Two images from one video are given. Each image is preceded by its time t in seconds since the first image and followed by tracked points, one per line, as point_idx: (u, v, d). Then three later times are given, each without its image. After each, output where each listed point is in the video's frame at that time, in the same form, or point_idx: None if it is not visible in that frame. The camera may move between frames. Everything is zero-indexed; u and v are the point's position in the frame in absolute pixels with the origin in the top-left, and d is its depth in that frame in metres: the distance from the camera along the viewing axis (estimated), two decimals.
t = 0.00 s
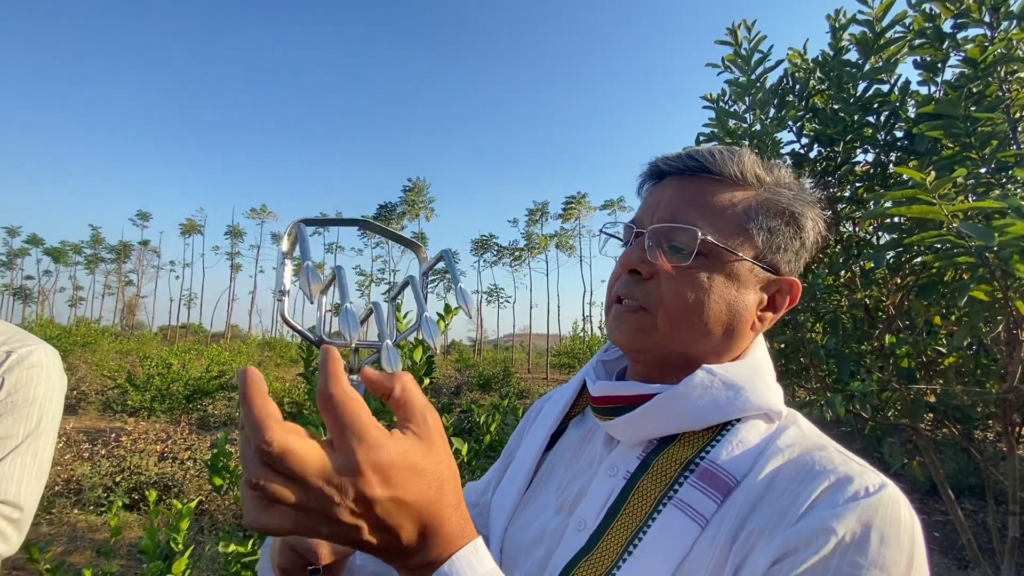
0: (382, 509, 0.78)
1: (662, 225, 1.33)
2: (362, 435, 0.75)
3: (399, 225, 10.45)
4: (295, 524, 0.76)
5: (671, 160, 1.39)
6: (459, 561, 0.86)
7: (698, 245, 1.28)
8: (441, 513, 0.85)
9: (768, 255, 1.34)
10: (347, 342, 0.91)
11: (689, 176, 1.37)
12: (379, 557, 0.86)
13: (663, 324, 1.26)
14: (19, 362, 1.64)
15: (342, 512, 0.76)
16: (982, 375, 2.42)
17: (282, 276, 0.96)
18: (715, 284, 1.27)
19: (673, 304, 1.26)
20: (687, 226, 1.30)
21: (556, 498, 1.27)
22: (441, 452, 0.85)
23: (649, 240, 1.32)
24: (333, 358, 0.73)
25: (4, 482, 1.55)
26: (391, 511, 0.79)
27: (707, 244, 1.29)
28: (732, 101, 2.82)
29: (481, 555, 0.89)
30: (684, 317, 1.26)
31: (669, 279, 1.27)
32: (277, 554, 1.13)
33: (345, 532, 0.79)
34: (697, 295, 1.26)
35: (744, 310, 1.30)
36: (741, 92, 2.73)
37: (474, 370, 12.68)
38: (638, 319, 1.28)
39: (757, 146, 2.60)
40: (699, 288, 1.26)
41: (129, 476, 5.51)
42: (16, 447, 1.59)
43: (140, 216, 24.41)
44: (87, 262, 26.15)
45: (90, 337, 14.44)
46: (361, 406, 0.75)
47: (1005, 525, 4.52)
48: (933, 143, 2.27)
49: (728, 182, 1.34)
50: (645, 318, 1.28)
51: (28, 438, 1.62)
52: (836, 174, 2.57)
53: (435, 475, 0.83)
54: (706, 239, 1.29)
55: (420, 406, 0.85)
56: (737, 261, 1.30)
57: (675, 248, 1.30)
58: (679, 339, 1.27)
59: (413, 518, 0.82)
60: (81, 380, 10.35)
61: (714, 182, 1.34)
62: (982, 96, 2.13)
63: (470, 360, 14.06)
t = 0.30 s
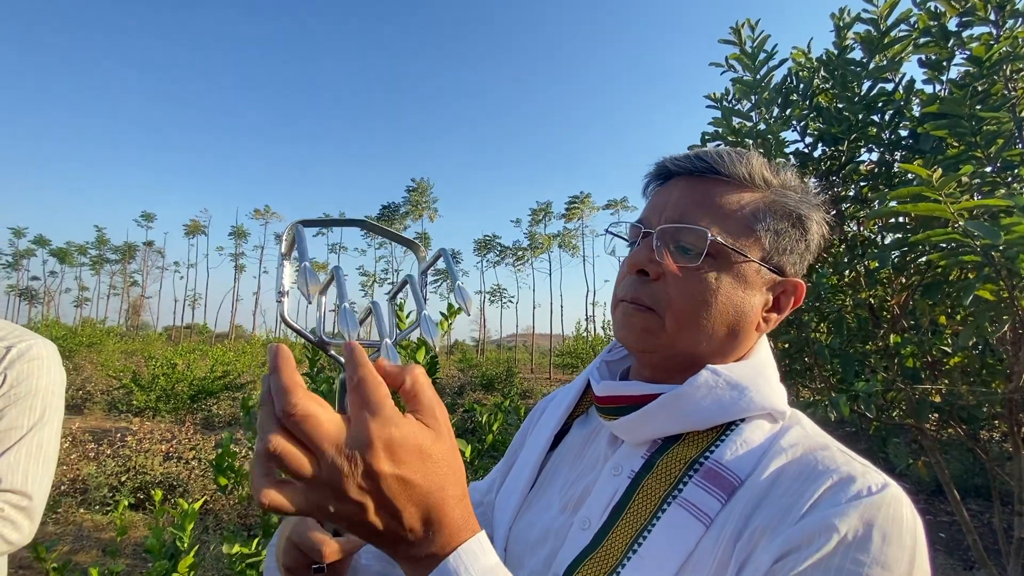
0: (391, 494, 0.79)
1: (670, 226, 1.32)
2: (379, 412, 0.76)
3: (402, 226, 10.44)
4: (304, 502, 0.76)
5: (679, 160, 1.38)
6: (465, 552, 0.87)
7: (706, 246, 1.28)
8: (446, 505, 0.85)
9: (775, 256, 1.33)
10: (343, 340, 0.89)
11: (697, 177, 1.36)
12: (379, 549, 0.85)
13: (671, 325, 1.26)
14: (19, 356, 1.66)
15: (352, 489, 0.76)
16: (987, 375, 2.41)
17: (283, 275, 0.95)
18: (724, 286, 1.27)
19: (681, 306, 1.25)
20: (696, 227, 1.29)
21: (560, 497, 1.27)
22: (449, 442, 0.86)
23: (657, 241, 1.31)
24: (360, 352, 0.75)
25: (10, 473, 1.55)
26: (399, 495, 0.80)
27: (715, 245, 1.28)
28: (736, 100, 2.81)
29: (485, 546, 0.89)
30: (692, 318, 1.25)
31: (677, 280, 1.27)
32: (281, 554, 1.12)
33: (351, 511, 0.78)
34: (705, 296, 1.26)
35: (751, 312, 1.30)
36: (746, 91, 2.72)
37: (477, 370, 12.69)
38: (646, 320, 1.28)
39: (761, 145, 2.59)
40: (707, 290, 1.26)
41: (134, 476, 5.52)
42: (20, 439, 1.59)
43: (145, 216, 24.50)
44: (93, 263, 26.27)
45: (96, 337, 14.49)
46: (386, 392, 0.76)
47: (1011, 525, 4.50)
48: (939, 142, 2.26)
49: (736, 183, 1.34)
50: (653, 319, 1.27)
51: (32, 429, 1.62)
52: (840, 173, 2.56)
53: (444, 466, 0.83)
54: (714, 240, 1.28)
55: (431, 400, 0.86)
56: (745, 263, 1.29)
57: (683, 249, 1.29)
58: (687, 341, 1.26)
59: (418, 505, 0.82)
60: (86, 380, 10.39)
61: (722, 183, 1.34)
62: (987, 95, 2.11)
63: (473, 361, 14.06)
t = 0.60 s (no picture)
0: (397, 496, 0.79)
1: (683, 226, 1.31)
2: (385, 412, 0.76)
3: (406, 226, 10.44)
4: (309, 499, 0.76)
5: (691, 160, 1.37)
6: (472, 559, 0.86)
7: (719, 246, 1.27)
8: (453, 510, 0.85)
9: (787, 257, 1.33)
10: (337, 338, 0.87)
11: (710, 178, 1.35)
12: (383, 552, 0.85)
13: (683, 325, 1.25)
14: (29, 355, 1.66)
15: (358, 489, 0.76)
16: (994, 375, 2.40)
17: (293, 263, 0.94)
18: (736, 287, 1.26)
19: (693, 306, 1.25)
20: (708, 227, 1.29)
21: (570, 498, 1.27)
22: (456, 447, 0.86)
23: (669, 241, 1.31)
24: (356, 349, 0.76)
25: (22, 469, 1.56)
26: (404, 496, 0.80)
27: (727, 246, 1.27)
28: (740, 99, 2.81)
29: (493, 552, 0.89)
30: (704, 319, 1.25)
31: (688, 280, 1.26)
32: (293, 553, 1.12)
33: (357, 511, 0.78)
34: (717, 297, 1.25)
35: (763, 313, 1.30)
36: (751, 90, 2.71)
37: (481, 370, 12.70)
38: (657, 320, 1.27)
39: (766, 144, 2.59)
40: (719, 290, 1.25)
41: (140, 476, 5.55)
42: (32, 436, 1.60)
43: (150, 217, 24.61)
44: (99, 264, 26.40)
45: (101, 338, 14.56)
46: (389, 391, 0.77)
47: (1018, 526, 4.47)
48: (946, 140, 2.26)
49: (749, 184, 1.33)
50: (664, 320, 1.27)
51: (43, 426, 1.63)
52: (846, 172, 2.55)
53: (451, 469, 0.83)
54: (727, 240, 1.28)
55: (439, 402, 0.87)
56: (757, 264, 1.29)
57: (695, 249, 1.28)
58: (698, 341, 1.26)
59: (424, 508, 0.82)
60: (92, 381, 10.44)
61: (734, 183, 1.33)
62: (994, 93, 2.10)
63: (477, 361, 14.07)
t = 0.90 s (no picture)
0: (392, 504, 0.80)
1: (705, 224, 1.31)
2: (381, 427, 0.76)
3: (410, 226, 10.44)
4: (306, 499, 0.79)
5: (713, 157, 1.36)
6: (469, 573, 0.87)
7: (742, 247, 1.26)
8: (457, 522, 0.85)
9: (808, 260, 1.32)
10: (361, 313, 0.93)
11: (732, 177, 1.34)
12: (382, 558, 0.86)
13: (703, 327, 1.25)
14: (40, 355, 1.67)
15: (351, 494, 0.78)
16: (1002, 375, 2.38)
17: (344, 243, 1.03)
18: (759, 289, 1.26)
19: (714, 308, 1.24)
20: (730, 228, 1.28)
21: (580, 493, 1.27)
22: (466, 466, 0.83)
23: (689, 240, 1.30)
24: (319, 340, 0.72)
25: (38, 467, 1.57)
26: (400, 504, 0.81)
27: (750, 247, 1.27)
28: (746, 98, 2.80)
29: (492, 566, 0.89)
30: (726, 321, 1.24)
31: (708, 282, 1.25)
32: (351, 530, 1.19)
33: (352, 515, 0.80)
34: (739, 299, 1.25)
35: (783, 316, 1.29)
36: (756, 89, 2.70)
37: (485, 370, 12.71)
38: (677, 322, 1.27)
39: (771, 143, 2.58)
40: (742, 293, 1.25)
41: (146, 476, 5.57)
42: (46, 435, 1.61)
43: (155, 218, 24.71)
44: (104, 265, 26.53)
45: (107, 338, 14.63)
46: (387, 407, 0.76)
47: None
48: (953, 139, 2.24)
49: (772, 185, 1.32)
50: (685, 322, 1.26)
51: (56, 426, 1.64)
52: (852, 170, 2.53)
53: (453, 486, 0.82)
54: (750, 241, 1.27)
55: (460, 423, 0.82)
56: (779, 267, 1.28)
57: (717, 249, 1.28)
58: (718, 344, 1.25)
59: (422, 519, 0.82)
60: (98, 381, 10.49)
61: (758, 183, 1.33)
62: (1002, 91, 2.09)
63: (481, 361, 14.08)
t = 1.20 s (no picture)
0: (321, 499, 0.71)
1: (735, 231, 1.28)
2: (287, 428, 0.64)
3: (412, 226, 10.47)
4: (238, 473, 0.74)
5: (744, 157, 1.32)
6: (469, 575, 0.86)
7: (773, 257, 1.25)
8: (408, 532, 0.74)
9: (842, 267, 1.31)
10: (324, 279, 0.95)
11: (765, 179, 1.31)
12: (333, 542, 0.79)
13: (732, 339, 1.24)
14: (50, 358, 1.68)
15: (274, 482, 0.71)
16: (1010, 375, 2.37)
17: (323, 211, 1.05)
18: (791, 300, 1.25)
19: (745, 319, 1.23)
20: (762, 236, 1.26)
21: (594, 497, 1.27)
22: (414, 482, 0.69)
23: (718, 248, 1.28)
24: (187, 333, 0.56)
25: (50, 468, 1.57)
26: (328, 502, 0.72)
27: (782, 256, 1.25)
28: (750, 97, 2.79)
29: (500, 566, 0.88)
30: (756, 332, 1.24)
31: (737, 291, 1.24)
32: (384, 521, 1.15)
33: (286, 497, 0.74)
34: (771, 310, 1.24)
35: (814, 325, 1.29)
36: (761, 88, 2.69)
37: (488, 370, 12.71)
38: (706, 332, 1.26)
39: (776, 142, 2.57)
40: (774, 304, 1.24)
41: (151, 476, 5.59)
42: (58, 436, 1.62)
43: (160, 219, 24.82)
44: (110, 266, 26.66)
45: (112, 339, 14.70)
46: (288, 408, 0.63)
47: None
48: (960, 138, 2.23)
49: (808, 189, 1.29)
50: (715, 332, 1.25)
51: (68, 428, 1.64)
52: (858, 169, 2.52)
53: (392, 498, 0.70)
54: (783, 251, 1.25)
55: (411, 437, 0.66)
56: (812, 277, 1.27)
57: (749, 258, 1.25)
58: (749, 354, 1.25)
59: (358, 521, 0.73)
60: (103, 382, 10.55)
61: (792, 186, 1.29)
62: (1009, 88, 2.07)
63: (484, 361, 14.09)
